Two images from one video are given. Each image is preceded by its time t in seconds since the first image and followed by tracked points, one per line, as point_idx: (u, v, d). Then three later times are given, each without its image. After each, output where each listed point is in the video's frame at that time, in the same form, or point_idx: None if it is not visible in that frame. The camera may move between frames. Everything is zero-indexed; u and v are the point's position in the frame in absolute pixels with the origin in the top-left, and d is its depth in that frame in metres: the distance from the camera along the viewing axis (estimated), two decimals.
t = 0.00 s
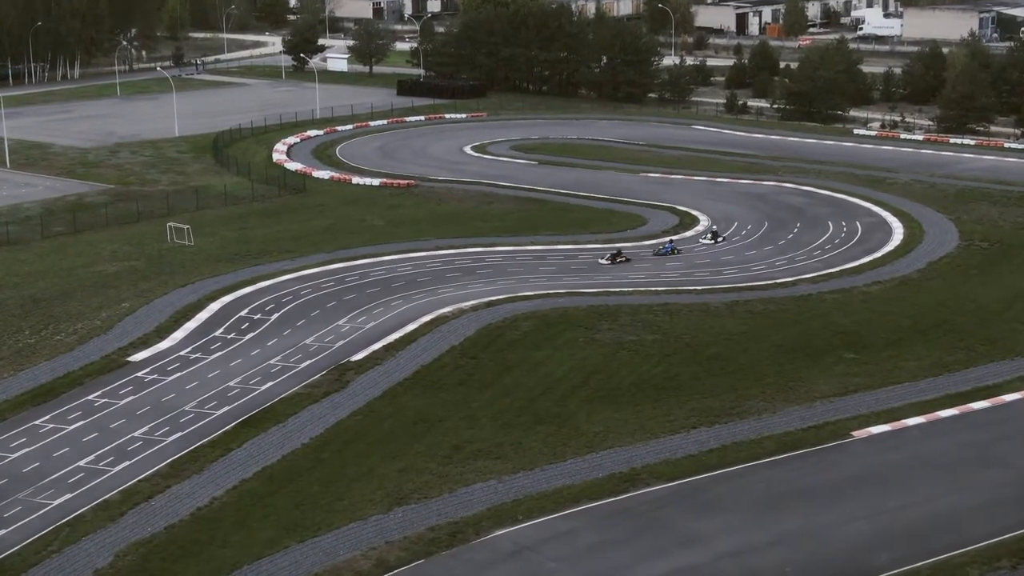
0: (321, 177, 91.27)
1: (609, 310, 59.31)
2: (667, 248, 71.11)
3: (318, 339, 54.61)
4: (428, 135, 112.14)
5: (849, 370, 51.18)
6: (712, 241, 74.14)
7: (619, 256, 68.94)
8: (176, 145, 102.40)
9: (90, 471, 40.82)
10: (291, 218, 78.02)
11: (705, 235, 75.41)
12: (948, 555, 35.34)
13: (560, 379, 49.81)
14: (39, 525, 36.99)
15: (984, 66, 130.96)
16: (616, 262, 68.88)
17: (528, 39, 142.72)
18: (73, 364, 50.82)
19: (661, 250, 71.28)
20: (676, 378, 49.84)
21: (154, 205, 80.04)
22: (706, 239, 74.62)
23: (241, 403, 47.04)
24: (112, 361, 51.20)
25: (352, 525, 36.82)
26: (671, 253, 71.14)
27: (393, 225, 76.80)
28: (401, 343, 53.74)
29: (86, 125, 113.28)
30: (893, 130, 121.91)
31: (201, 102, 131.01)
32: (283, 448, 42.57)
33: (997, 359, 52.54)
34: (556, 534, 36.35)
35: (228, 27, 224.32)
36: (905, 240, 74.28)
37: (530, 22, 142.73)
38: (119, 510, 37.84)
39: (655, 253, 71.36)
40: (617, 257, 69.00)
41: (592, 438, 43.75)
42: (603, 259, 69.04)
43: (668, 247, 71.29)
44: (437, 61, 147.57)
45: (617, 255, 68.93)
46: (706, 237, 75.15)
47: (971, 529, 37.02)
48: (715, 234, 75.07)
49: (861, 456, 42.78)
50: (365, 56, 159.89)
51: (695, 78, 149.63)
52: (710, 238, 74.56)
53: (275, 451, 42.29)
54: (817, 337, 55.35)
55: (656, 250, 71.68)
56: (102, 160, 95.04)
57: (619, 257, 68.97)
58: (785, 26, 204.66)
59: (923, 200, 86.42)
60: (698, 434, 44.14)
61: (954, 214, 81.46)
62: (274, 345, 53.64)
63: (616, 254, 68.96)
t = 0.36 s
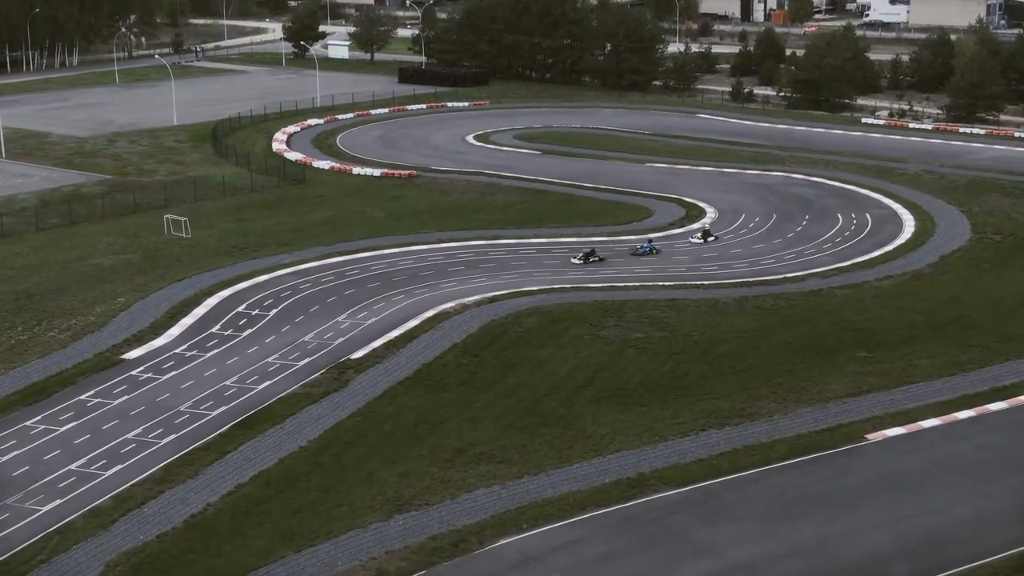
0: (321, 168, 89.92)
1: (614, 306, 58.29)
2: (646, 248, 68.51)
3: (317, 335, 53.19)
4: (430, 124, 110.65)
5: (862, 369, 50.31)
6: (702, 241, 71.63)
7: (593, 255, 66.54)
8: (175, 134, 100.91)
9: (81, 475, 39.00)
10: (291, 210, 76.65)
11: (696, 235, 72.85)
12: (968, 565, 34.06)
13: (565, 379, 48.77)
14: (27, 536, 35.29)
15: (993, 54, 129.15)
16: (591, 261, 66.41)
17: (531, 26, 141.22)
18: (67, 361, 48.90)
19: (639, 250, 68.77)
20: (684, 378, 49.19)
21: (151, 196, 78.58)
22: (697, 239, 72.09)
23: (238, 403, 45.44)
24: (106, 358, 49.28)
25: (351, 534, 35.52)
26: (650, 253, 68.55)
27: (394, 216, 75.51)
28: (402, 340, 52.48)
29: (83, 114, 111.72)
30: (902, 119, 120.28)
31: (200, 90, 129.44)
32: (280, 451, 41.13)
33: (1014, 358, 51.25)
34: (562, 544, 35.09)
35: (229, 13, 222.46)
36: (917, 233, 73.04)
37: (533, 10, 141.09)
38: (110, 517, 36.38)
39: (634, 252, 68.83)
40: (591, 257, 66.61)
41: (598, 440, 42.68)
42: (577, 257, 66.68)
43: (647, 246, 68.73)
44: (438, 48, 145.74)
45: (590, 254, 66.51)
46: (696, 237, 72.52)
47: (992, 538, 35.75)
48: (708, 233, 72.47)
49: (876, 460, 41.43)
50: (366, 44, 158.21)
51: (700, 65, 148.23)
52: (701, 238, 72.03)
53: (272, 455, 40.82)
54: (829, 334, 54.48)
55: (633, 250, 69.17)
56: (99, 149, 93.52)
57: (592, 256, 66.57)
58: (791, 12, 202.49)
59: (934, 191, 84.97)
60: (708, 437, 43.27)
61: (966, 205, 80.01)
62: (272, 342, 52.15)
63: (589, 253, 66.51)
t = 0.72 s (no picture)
0: (321, 157, 88.64)
1: (619, 303, 57.50)
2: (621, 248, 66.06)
3: (317, 332, 51.85)
4: (433, 112, 109.28)
5: (876, 367, 49.31)
6: (687, 241, 69.78)
7: (563, 255, 63.75)
8: (174, 123, 99.51)
9: (73, 480, 37.50)
10: (291, 201, 75.37)
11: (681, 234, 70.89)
12: None
13: (571, 379, 47.78)
14: (15, 545, 33.87)
15: (1005, 41, 127.31)
16: (563, 262, 63.72)
17: (535, 13, 139.06)
18: (60, 359, 47.23)
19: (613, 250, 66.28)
20: (693, 378, 48.38)
21: (150, 187, 77.26)
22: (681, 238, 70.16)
23: (235, 404, 43.92)
24: (101, 356, 47.60)
25: (351, 543, 34.19)
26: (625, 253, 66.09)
27: (396, 209, 74.37)
28: (404, 338, 51.28)
29: (82, 101, 110.27)
30: (912, 107, 118.53)
31: (200, 78, 127.93)
32: (278, 455, 39.74)
33: None
34: (569, 555, 33.92)
35: None
36: (930, 226, 71.76)
37: None
38: (102, 524, 34.99)
39: (608, 252, 66.27)
40: (561, 257, 63.89)
41: (605, 444, 41.65)
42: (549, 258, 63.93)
43: (622, 246, 66.27)
44: (440, 35, 143.17)
45: (561, 255, 63.79)
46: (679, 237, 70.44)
47: (1013, 548, 34.53)
48: (693, 232, 70.38)
49: (891, 467, 40.19)
50: (368, 30, 156.47)
51: (707, 53, 146.50)
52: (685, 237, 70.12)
53: (268, 459, 39.41)
54: (841, 331, 53.64)
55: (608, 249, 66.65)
56: (97, 138, 92.12)
57: (562, 257, 63.79)
58: None
59: (946, 182, 83.50)
60: (718, 440, 42.37)
61: (979, 197, 78.57)
62: (271, 339, 50.74)
63: (560, 253, 63.84)
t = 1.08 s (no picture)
0: (324, 144, 87.22)
1: (629, 295, 57.08)
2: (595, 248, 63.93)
3: (318, 328, 50.48)
4: (439, 98, 107.89)
5: (893, 366, 48.52)
6: (669, 238, 68.03)
7: (535, 257, 61.21)
8: (175, 109, 97.95)
9: (65, 484, 35.45)
10: (293, 191, 73.97)
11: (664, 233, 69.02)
12: None
13: (579, 378, 46.75)
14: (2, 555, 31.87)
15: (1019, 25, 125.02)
16: (535, 263, 61.24)
17: None
18: (56, 356, 45.06)
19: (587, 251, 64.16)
20: (706, 377, 47.71)
21: (149, 176, 75.75)
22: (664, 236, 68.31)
23: (233, 403, 42.22)
24: (98, 353, 45.48)
25: (353, 552, 32.76)
26: (600, 253, 63.93)
27: (400, 200, 73.29)
28: (407, 334, 50.04)
29: (81, 87, 108.63)
30: (924, 94, 116.61)
31: (201, 63, 126.31)
32: (277, 457, 38.14)
33: None
34: (578, 566, 32.81)
35: None
36: (945, 217, 70.45)
37: None
38: (95, 531, 33.01)
39: (581, 253, 64.14)
40: (533, 258, 61.33)
41: (616, 447, 40.53)
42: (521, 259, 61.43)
43: (596, 247, 64.12)
44: (445, 19, 140.92)
45: (532, 255, 61.36)
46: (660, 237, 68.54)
47: None
48: (676, 230, 68.46)
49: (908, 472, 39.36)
50: (372, 15, 154.57)
51: (715, 37, 144.51)
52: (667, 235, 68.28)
53: (266, 462, 37.70)
54: (857, 329, 52.99)
55: (582, 250, 64.45)
56: (97, 125, 90.54)
57: (534, 258, 61.23)
58: None
59: (961, 170, 81.95)
60: (732, 443, 41.42)
61: (995, 186, 77.05)
62: (271, 335, 49.24)
63: (532, 253, 61.41)
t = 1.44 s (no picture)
0: (333, 131, 85.85)
1: (644, 290, 56.77)
2: (574, 247, 61.74)
3: (326, 322, 49.19)
4: (450, 83, 106.39)
5: (918, 365, 47.91)
6: (653, 235, 66.28)
7: (511, 256, 58.76)
8: (182, 94, 96.49)
9: (64, 487, 33.34)
10: (301, 180, 72.65)
11: (650, 230, 67.11)
12: None
13: (594, 377, 45.85)
14: None
15: None
16: (513, 263, 58.85)
17: None
18: (57, 351, 43.00)
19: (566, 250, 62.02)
20: (725, 376, 47.09)
21: (156, 163, 74.34)
22: (649, 232, 66.40)
23: (238, 402, 40.62)
24: (100, 348, 43.63)
25: (361, 561, 31.29)
26: (580, 252, 61.81)
27: (411, 190, 72.32)
28: (417, 330, 48.88)
29: (88, 71, 107.18)
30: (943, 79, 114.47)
31: (209, 46, 124.80)
32: (282, 460, 36.50)
33: None
34: None
35: None
36: (968, 207, 69.02)
37: None
38: (94, 537, 30.93)
39: (560, 252, 62.00)
40: (509, 257, 58.77)
41: (633, 450, 39.64)
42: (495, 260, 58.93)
43: (575, 246, 61.94)
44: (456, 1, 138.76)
45: (508, 255, 58.81)
46: (645, 234, 66.65)
47: None
48: (661, 228, 66.57)
49: (938, 476, 38.74)
50: None
51: (729, 20, 142.22)
52: (652, 232, 66.40)
53: (271, 466, 35.97)
54: (881, 325, 52.30)
55: (561, 249, 62.33)
56: (103, 111, 89.13)
57: (511, 257, 58.78)
58: None
59: (983, 158, 80.27)
60: (753, 446, 40.71)
61: (1018, 175, 75.39)
62: (278, 330, 47.84)
63: (508, 252, 58.85)
